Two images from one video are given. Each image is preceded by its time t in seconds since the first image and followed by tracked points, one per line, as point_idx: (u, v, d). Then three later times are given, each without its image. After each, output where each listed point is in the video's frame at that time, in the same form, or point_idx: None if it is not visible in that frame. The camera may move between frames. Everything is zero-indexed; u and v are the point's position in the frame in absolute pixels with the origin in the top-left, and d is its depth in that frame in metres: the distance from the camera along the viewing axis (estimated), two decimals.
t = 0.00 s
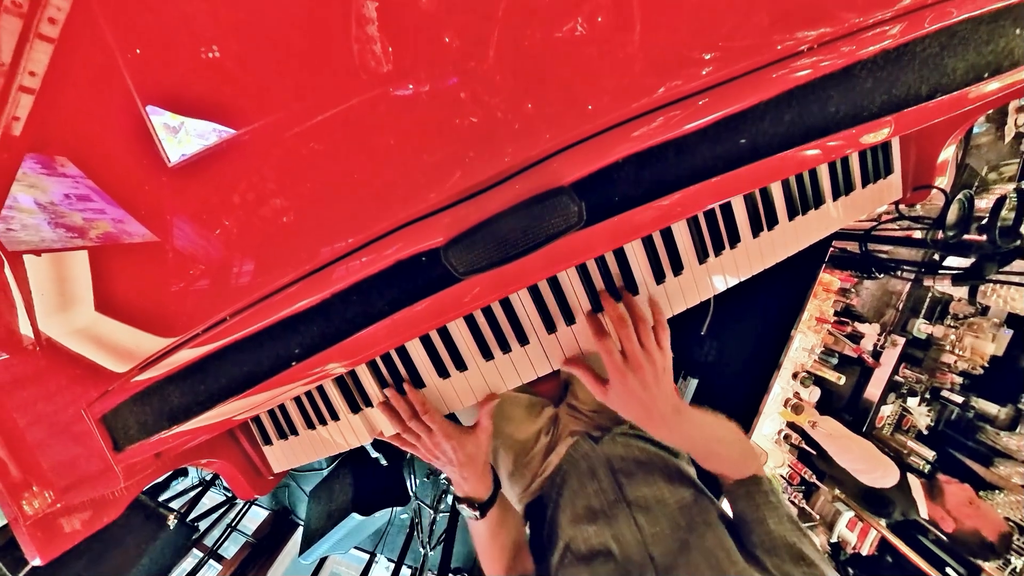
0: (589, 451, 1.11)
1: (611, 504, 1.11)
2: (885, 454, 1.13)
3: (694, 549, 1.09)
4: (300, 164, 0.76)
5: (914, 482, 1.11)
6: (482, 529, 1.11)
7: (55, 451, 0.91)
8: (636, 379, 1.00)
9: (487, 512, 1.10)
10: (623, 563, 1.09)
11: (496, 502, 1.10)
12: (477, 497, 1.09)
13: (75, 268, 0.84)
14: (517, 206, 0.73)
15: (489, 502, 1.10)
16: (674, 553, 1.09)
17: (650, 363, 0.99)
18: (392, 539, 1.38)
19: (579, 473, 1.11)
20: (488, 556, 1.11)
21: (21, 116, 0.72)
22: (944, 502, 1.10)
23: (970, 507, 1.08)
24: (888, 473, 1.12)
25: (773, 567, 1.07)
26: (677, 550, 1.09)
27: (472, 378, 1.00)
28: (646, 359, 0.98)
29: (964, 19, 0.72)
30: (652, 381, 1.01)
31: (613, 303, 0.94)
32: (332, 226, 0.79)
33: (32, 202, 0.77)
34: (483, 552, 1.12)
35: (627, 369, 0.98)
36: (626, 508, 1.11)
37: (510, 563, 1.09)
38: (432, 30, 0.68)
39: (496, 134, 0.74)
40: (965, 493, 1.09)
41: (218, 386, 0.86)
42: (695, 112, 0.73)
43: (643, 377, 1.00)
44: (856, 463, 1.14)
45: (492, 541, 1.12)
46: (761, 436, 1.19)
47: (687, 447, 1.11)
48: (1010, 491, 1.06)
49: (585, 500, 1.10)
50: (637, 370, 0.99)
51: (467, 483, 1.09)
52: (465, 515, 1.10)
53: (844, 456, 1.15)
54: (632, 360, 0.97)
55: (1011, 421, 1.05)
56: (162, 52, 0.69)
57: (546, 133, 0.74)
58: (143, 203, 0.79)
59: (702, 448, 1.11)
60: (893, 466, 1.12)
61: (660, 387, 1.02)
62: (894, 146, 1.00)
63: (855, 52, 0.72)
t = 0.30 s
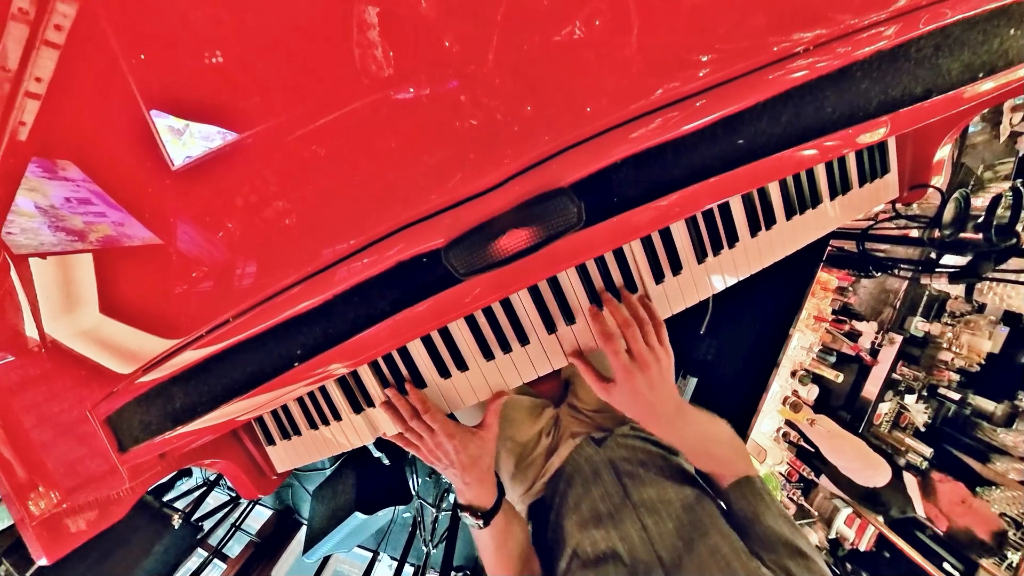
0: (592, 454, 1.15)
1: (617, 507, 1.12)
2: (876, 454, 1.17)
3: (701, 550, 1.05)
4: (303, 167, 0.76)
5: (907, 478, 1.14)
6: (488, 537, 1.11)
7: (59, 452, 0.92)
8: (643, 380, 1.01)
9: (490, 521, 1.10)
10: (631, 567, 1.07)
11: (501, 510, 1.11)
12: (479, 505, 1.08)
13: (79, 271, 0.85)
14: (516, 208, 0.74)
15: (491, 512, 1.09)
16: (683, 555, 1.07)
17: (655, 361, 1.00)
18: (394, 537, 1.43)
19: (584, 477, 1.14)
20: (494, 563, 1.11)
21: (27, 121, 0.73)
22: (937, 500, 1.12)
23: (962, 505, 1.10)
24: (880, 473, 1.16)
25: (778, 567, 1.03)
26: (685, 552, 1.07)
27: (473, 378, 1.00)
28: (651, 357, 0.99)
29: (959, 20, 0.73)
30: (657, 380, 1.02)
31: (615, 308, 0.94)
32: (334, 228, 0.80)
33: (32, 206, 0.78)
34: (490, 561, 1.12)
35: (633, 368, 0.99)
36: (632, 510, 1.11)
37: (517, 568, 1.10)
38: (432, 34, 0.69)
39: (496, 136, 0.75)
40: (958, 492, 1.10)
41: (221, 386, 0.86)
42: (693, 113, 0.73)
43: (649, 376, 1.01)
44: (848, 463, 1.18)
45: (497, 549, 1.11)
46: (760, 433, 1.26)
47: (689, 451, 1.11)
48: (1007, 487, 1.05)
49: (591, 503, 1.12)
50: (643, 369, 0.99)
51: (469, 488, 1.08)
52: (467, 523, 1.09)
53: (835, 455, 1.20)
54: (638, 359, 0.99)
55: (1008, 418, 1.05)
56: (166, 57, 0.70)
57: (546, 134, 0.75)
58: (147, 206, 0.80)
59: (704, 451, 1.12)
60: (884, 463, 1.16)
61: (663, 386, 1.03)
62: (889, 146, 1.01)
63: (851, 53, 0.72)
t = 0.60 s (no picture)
0: (596, 457, 1.15)
1: (622, 512, 1.08)
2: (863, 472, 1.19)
3: (710, 556, 1.01)
4: (305, 169, 0.77)
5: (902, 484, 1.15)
6: (488, 539, 1.11)
7: (65, 453, 0.93)
8: (642, 393, 1.00)
9: (493, 520, 1.11)
10: None
11: (502, 508, 1.12)
12: (481, 504, 1.09)
13: (84, 274, 0.86)
14: (516, 209, 0.75)
15: (495, 509, 1.10)
16: (690, 562, 1.02)
17: (654, 372, 1.00)
18: (398, 535, 1.45)
19: (588, 481, 1.13)
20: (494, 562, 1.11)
21: (33, 126, 0.74)
22: (930, 507, 1.12)
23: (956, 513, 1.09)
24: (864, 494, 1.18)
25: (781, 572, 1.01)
26: (694, 559, 1.02)
27: (474, 378, 1.01)
28: (650, 370, 1.00)
29: (953, 21, 0.74)
30: (656, 392, 1.01)
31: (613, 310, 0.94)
32: (336, 229, 0.80)
33: (33, 210, 0.79)
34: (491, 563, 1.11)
35: (633, 381, 0.99)
36: (638, 515, 1.08)
37: (518, 569, 1.11)
38: (432, 39, 0.70)
39: (495, 138, 0.75)
40: (952, 502, 1.10)
41: (225, 387, 0.87)
42: (691, 114, 0.74)
43: (648, 388, 1.00)
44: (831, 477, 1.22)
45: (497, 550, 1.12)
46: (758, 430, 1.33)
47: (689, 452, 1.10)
48: (1003, 483, 1.05)
49: (596, 509, 1.09)
50: (643, 382, 0.99)
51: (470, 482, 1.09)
52: (468, 523, 1.10)
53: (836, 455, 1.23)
54: (639, 372, 0.99)
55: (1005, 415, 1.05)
56: (170, 62, 0.71)
57: (545, 136, 0.75)
58: (151, 210, 0.81)
59: (705, 454, 1.10)
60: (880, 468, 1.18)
61: (661, 396, 1.02)
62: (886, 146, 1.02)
63: (847, 54, 0.73)
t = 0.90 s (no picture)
0: (597, 458, 1.14)
1: (623, 513, 1.06)
2: (845, 497, 1.26)
3: (711, 558, 0.98)
4: (307, 172, 0.78)
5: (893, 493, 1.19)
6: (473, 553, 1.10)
7: (69, 454, 0.94)
8: (642, 388, 1.00)
9: (475, 545, 1.10)
10: None
11: (484, 533, 1.11)
12: (463, 531, 1.08)
13: (89, 276, 0.87)
14: (516, 210, 0.76)
15: (477, 535, 1.10)
16: (692, 564, 0.99)
17: (655, 370, 1.00)
18: (400, 533, 1.50)
19: (588, 480, 1.13)
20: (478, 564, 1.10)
21: (39, 131, 0.75)
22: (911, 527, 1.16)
23: (931, 539, 1.13)
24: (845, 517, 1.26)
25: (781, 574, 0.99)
26: (694, 561, 0.99)
27: (476, 377, 1.01)
28: (650, 367, 0.99)
29: (948, 22, 0.75)
30: (657, 389, 1.01)
31: (614, 311, 0.96)
32: (337, 231, 0.81)
33: (34, 213, 0.79)
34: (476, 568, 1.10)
35: (631, 376, 0.99)
36: (638, 517, 1.05)
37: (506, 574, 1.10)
38: (432, 43, 0.71)
39: (495, 140, 0.76)
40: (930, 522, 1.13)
41: (229, 388, 0.88)
42: (688, 116, 0.75)
43: (648, 385, 1.00)
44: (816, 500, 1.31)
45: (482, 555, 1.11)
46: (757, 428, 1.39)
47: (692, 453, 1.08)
48: (999, 479, 1.06)
49: (597, 510, 1.08)
50: (643, 379, 0.99)
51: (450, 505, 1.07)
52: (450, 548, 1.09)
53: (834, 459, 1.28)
54: (637, 368, 0.98)
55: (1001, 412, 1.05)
56: (174, 67, 0.72)
57: (544, 138, 0.76)
58: (155, 212, 0.82)
59: (709, 453, 1.07)
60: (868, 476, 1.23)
61: (662, 395, 1.02)
62: (882, 146, 1.02)
63: (843, 55, 0.74)
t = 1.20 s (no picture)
0: (596, 458, 1.17)
1: (623, 514, 1.10)
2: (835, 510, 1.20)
3: (711, 561, 1.03)
4: (309, 175, 0.79)
5: (881, 499, 1.16)
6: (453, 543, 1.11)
7: (75, 455, 0.95)
8: (640, 384, 1.02)
9: (454, 536, 1.12)
10: None
11: (462, 525, 1.13)
12: (443, 522, 1.11)
13: (93, 279, 0.88)
14: (515, 211, 0.77)
15: (455, 526, 1.12)
16: (691, 566, 1.03)
17: (654, 366, 1.01)
18: (403, 531, 1.44)
19: (587, 480, 1.15)
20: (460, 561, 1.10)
21: (45, 135, 0.76)
22: (898, 532, 1.10)
23: (915, 550, 1.08)
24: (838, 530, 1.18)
25: None
26: (694, 562, 1.03)
27: (476, 377, 1.02)
28: (650, 363, 1.01)
29: (942, 22, 0.76)
30: (657, 386, 1.03)
31: (615, 310, 0.97)
32: (339, 232, 0.82)
33: (45, 217, 0.81)
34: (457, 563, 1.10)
35: (631, 373, 1.01)
36: (638, 518, 1.09)
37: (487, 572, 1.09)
38: (433, 47, 0.72)
39: (496, 143, 0.77)
40: (915, 529, 1.08)
41: (232, 389, 0.89)
42: (686, 117, 0.76)
43: (647, 381, 1.02)
44: (808, 510, 1.25)
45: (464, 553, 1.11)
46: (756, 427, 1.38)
47: (691, 449, 1.10)
48: (996, 475, 1.04)
49: (596, 510, 1.11)
50: (642, 375, 1.01)
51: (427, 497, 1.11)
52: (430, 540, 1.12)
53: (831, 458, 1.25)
54: (636, 364, 1.00)
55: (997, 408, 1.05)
56: (178, 72, 0.73)
57: (543, 140, 0.77)
58: (158, 215, 0.82)
59: (709, 455, 1.11)
60: (856, 482, 1.20)
61: (661, 390, 1.03)
62: (879, 145, 1.02)
63: (838, 56, 0.75)
